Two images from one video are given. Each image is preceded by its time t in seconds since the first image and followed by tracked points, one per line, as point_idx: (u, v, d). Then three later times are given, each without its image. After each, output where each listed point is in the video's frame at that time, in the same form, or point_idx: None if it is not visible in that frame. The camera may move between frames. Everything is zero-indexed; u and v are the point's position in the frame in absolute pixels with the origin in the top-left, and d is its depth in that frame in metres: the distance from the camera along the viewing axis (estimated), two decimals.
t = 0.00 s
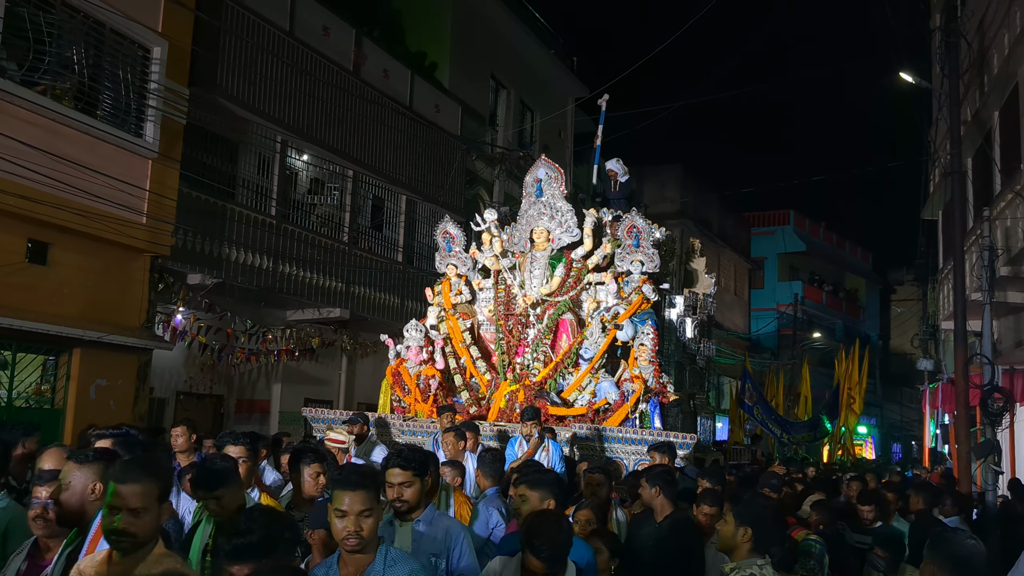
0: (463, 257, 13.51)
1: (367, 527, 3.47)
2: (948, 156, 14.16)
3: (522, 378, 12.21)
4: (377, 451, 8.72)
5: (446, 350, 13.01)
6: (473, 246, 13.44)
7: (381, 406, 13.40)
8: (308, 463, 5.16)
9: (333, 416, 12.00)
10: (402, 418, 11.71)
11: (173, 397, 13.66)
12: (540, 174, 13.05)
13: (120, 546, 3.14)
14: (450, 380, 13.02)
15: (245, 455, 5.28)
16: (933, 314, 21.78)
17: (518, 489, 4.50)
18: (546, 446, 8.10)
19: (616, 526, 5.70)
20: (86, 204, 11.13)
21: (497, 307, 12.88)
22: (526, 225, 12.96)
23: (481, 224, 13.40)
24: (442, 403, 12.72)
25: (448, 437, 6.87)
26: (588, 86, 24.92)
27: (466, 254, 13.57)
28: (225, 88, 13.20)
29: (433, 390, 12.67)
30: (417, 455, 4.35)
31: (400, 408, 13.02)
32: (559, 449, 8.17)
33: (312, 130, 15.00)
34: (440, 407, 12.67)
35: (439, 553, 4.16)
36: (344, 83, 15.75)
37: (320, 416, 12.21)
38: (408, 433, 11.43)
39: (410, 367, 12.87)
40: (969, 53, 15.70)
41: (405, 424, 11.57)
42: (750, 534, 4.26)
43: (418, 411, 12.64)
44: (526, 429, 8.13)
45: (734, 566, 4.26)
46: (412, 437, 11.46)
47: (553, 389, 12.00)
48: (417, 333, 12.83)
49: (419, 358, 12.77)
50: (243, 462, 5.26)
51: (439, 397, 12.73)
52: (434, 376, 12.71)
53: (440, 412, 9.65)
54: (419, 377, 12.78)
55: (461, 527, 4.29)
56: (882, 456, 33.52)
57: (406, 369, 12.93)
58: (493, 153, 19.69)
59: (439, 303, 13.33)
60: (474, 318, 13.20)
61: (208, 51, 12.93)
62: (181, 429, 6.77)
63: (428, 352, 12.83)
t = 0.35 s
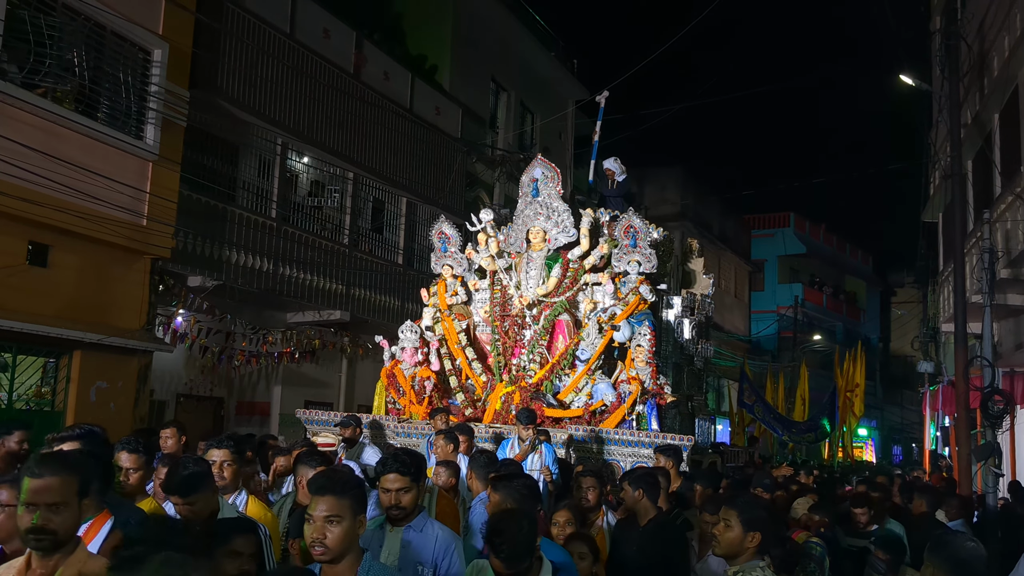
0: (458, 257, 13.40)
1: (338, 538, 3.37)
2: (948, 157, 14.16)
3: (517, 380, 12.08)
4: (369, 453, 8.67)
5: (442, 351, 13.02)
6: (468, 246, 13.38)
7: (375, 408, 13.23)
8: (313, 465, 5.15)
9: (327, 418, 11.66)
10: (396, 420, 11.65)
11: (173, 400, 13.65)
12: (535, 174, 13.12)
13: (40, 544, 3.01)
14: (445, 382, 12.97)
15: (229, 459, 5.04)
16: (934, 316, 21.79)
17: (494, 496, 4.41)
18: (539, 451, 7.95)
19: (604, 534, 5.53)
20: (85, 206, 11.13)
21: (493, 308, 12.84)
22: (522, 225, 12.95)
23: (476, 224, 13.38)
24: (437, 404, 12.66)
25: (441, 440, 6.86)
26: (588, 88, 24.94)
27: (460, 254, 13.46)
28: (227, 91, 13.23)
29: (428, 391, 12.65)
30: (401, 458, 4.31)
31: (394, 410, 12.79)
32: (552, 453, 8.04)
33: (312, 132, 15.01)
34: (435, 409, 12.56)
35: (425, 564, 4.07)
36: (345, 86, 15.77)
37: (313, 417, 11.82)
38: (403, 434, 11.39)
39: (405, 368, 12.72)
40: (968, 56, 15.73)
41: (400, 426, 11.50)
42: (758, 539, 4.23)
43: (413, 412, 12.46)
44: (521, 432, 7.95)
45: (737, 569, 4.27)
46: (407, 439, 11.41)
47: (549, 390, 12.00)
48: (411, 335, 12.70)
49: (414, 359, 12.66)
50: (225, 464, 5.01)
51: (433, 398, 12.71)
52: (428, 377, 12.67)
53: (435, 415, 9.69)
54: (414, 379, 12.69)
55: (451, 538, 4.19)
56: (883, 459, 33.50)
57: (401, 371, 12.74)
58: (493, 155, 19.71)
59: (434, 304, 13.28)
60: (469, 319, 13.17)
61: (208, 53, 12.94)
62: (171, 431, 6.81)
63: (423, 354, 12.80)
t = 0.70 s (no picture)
0: (454, 256, 13.46)
1: (336, 540, 3.29)
2: (949, 158, 14.16)
3: (514, 380, 12.10)
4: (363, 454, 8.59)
5: (438, 350, 13.01)
6: (464, 245, 13.40)
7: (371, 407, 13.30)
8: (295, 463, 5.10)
9: (323, 418, 11.67)
10: (391, 420, 11.64)
11: (173, 400, 13.66)
12: (532, 172, 12.97)
13: None
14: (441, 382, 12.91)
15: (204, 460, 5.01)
16: (934, 317, 21.80)
17: (479, 496, 4.29)
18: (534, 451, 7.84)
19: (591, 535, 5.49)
20: (84, 206, 11.12)
21: (489, 307, 12.85)
22: (518, 224, 12.88)
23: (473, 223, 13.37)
24: (433, 406, 12.60)
25: (433, 439, 6.87)
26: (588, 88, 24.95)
27: (456, 253, 13.48)
28: (229, 92, 13.24)
29: (423, 391, 12.55)
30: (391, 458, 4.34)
31: (389, 410, 12.91)
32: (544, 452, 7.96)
33: (312, 132, 15.01)
34: (430, 410, 12.51)
35: (406, 566, 4.08)
36: (344, 86, 15.76)
37: (308, 417, 11.82)
38: (398, 434, 11.38)
39: (400, 368, 12.81)
40: (968, 57, 15.73)
41: (394, 426, 11.50)
42: (757, 539, 4.25)
43: (408, 413, 12.51)
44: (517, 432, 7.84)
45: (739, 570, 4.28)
46: (401, 439, 11.38)
47: (545, 390, 11.98)
48: (407, 334, 12.79)
49: (409, 359, 12.72)
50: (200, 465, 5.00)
51: (429, 399, 12.61)
52: (424, 377, 12.60)
53: (430, 416, 9.66)
54: (409, 379, 12.71)
55: (434, 541, 4.22)
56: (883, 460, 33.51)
57: (396, 371, 12.85)
58: (493, 156, 19.70)
59: (429, 304, 13.25)
60: (466, 318, 13.18)
61: (207, 54, 12.94)
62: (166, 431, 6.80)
63: (418, 353, 12.83)
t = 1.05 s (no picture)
0: (449, 253, 13.43)
1: (282, 550, 3.13)
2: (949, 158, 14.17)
3: (509, 379, 12.01)
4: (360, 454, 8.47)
5: (432, 349, 13.00)
6: (459, 243, 13.39)
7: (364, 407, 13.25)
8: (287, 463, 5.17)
9: (316, 418, 11.66)
10: (384, 420, 11.62)
11: (172, 400, 13.64)
12: (528, 169, 12.88)
13: None
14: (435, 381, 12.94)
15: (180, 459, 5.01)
16: (934, 317, 21.81)
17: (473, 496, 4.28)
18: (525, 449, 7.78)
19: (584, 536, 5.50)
20: (83, 205, 11.11)
21: (484, 305, 12.85)
22: (514, 221, 12.84)
23: (468, 220, 13.37)
24: (426, 404, 12.71)
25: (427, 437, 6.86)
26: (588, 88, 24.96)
27: (452, 251, 13.47)
28: (230, 93, 13.24)
29: (417, 390, 12.67)
30: (365, 459, 4.30)
31: (384, 409, 12.88)
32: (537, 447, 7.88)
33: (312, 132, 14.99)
34: (423, 409, 12.65)
35: (379, 566, 3.98)
36: (344, 86, 15.75)
37: (301, 417, 11.81)
38: (392, 434, 11.35)
39: (395, 367, 12.87)
40: (968, 57, 15.74)
41: (388, 426, 11.49)
42: (744, 536, 4.25)
43: (403, 412, 12.53)
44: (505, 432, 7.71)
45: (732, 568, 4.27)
46: (395, 440, 11.36)
47: (541, 390, 11.86)
48: (401, 333, 12.87)
49: (402, 358, 12.79)
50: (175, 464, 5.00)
51: (423, 398, 12.73)
52: (418, 377, 12.70)
53: (426, 416, 9.61)
54: (403, 378, 12.78)
55: (402, 536, 4.11)
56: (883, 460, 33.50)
57: (391, 369, 12.90)
58: (494, 156, 19.70)
59: (425, 301, 13.29)
60: (461, 317, 13.15)
61: (208, 54, 12.94)
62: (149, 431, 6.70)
63: (412, 353, 12.88)
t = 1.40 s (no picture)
0: (444, 251, 13.41)
1: (207, 543, 3.25)
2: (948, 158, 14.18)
3: (504, 378, 12.02)
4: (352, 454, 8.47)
5: (426, 347, 12.98)
6: (453, 241, 13.38)
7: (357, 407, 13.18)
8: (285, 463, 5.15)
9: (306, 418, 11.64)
10: (377, 420, 11.62)
11: (173, 400, 13.52)
12: (523, 166, 12.96)
13: None
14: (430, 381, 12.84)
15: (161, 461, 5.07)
16: (934, 317, 21.83)
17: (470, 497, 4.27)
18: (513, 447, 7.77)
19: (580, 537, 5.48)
20: (83, 205, 11.11)
21: (479, 304, 12.81)
22: (509, 219, 12.88)
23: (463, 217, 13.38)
24: (421, 403, 12.50)
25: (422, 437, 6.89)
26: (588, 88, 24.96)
27: (446, 249, 13.45)
28: (231, 93, 13.26)
29: (411, 390, 12.48)
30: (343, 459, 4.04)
31: (377, 409, 12.77)
32: (528, 445, 7.69)
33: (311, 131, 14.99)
34: (418, 408, 12.40)
35: None
36: (344, 85, 15.76)
37: (293, 418, 11.80)
38: (384, 435, 11.36)
39: (389, 366, 12.70)
40: (969, 57, 15.75)
41: (381, 426, 11.49)
42: (734, 535, 4.27)
43: (396, 412, 12.40)
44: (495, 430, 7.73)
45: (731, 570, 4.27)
46: (388, 440, 11.38)
47: (536, 389, 11.87)
48: (396, 331, 12.69)
49: (397, 357, 12.63)
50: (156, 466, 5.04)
51: (417, 397, 12.55)
52: (412, 376, 12.55)
53: (420, 416, 9.61)
54: (397, 377, 12.63)
55: (384, 546, 3.87)
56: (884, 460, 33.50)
57: (384, 369, 12.74)
58: (494, 157, 19.70)
59: (419, 300, 13.28)
60: (456, 315, 13.14)
61: (208, 53, 12.94)
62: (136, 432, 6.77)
63: (407, 352, 12.74)
